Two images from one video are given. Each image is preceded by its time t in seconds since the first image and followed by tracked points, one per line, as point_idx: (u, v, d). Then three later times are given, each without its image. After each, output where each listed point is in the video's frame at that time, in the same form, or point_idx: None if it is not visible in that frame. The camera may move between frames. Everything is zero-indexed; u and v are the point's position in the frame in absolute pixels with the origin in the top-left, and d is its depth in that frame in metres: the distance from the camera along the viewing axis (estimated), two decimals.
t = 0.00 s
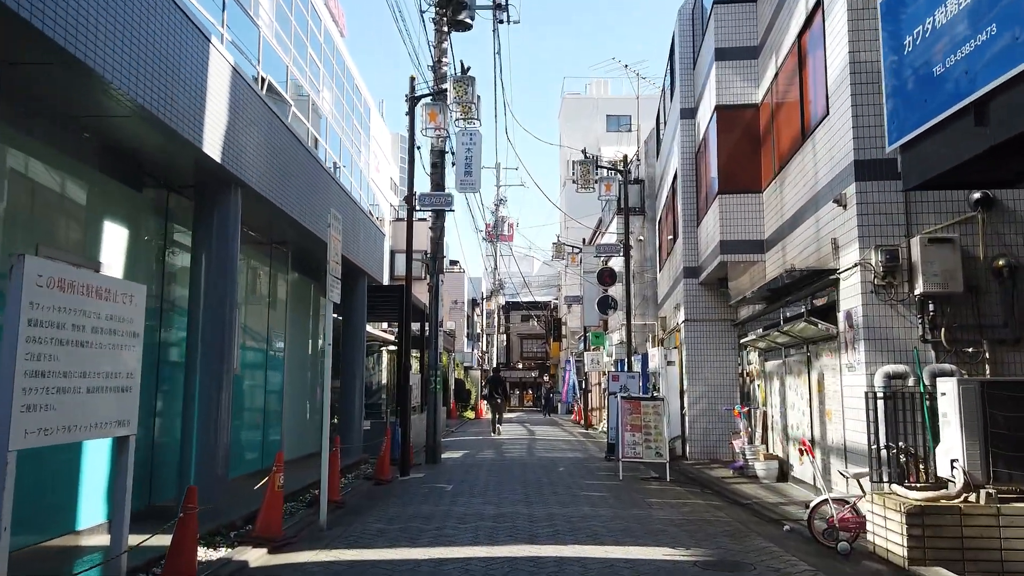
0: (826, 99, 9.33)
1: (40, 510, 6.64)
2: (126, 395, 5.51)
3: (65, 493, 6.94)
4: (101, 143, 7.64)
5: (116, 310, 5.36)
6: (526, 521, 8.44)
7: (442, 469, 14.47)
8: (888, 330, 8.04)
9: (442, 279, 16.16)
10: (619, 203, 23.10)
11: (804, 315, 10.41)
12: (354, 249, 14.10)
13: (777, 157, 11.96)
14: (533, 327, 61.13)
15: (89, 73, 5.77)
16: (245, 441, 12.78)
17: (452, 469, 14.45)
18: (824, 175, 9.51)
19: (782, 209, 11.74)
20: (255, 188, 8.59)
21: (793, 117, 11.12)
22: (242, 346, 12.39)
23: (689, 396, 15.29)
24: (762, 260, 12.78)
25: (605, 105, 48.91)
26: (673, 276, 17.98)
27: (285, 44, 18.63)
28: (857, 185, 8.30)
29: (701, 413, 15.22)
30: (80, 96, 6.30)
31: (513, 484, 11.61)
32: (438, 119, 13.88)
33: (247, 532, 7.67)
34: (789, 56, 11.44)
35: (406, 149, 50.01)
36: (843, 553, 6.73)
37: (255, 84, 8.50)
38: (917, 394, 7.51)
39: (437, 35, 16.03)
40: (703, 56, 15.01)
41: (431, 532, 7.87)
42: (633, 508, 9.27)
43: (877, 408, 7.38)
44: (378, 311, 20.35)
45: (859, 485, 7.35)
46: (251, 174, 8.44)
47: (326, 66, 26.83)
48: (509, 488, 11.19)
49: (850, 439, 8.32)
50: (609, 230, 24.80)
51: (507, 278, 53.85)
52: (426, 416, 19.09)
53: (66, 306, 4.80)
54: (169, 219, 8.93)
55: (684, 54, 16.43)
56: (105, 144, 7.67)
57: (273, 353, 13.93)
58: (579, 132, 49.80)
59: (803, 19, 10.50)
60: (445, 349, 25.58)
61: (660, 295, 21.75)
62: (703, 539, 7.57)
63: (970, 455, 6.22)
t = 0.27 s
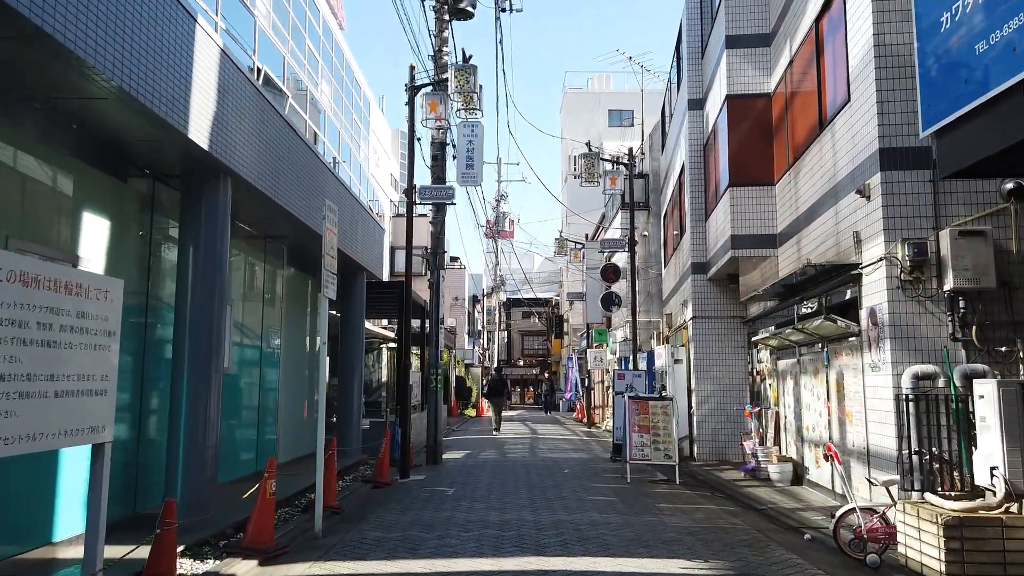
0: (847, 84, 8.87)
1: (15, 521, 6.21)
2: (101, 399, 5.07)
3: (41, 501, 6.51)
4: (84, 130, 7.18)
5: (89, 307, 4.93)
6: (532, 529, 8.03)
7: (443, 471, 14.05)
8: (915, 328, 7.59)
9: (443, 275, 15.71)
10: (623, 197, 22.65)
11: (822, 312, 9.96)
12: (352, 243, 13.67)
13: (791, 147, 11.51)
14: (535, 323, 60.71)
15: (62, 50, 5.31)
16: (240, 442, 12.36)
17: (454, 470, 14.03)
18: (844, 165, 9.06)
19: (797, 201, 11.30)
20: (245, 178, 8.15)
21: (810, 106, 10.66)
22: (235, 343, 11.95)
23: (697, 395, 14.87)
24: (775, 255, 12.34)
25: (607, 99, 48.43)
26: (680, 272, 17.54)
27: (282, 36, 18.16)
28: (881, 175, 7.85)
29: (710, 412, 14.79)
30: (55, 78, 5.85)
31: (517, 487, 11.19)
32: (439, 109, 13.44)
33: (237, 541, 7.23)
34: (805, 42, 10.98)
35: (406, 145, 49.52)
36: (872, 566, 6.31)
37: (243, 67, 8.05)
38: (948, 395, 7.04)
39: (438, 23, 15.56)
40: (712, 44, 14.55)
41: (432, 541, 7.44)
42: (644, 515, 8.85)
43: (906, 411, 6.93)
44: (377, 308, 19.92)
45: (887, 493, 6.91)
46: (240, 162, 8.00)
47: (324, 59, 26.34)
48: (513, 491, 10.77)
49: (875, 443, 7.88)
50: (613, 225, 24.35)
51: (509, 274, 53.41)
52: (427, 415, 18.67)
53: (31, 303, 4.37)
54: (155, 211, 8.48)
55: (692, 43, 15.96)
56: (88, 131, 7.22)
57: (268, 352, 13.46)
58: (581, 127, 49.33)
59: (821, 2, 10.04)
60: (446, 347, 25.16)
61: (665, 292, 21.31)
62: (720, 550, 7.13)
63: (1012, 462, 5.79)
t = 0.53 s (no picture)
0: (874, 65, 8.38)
1: None
2: (69, 398, 4.58)
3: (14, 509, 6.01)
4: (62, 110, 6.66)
5: (59, 296, 4.47)
6: (541, 536, 7.56)
7: (445, 472, 13.57)
8: (951, 323, 7.10)
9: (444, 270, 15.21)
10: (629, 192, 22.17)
11: (844, 306, 9.46)
12: (349, 236, 13.20)
13: (809, 135, 11.03)
14: (536, 322, 60.23)
15: (33, 17, 4.84)
16: (235, 443, 11.89)
17: (456, 472, 13.56)
18: (870, 150, 8.57)
19: (815, 191, 10.81)
20: (236, 162, 7.68)
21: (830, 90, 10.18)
22: (228, 340, 11.46)
23: (708, 395, 14.39)
24: (790, 248, 11.86)
25: (610, 96, 47.93)
26: (688, 268, 17.06)
27: (281, 26, 17.67)
28: (913, 159, 7.37)
29: (720, 412, 14.31)
30: (27, 49, 5.39)
31: (522, 490, 10.72)
32: (440, 97, 13.00)
33: (224, 551, 6.74)
34: (824, 25, 10.50)
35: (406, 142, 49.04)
36: None
37: (233, 43, 7.56)
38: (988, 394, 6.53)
39: (439, 10, 15.07)
40: (723, 31, 14.06)
41: (434, 550, 6.96)
42: (658, 520, 8.38)
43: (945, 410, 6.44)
44: (377, 305, 19.44)
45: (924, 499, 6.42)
46: (231, 145, 7.53)
47: (324, 52, 25.85)
48: (518, 495, 10.30)
49: (906, 445, 7.39)
50: (618, 221, 23.86)
51: (510, 272, 52.93)
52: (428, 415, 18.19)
53: None
54: (139, 198, 7.96)
55: (702, 31, 15.47)
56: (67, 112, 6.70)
57: (263, 349, 12.96)
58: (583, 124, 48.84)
59: None
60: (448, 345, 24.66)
61: (672, 289, 20.83)
62: (743, 560, 6.65)
63: None
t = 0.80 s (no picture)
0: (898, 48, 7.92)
1: None
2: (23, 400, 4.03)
3: None
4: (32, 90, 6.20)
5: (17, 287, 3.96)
6: (546, 546, 7.12)
7: (444, 475, 13.13)
8: (984, 319, 6.65)
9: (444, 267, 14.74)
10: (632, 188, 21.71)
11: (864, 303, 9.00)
12: (345, 231, 12.75)
13: (823, 125, 10.57)
14: (537, 322, 59.80)
15: None
16: (226, 446, 11.45)
17: (455, 475, 13.11)
18: (892, 137, 8.11)
19: (830, 183, 10.35)
20: (221, 149, 7.24)
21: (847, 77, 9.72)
22: (218, 338, 11.00)
23: (715, 395, 13.95)
24: (803, 242, 11.41)
25: (612, 94, 47.48)
26: (694, 265, 16.61)
27: (278, 20, 17.24)
28: (943, 145, 6.92)
29: (729, 414, 13.85)
30: None
31: (524, 495, 10.28)
32: (439, 86, 12.54)
33: (207, 562, 6.29)
34: (840, 9, 10.04)
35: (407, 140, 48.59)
36: None
37: (218, 23, 7.12)
38: None
39: None
40: (732, 20, 13.60)
41: (432, 562, 6.52)
42: (669, 528, 7.93)
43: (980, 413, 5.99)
44: (375, 304, 18.98)
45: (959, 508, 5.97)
46: (217, 131, 7.10)
47: (322, 47, 25.40)
48: (521, 501, 9.85)
49: (936, 449, 6.94)
50: (621, 218, 23.41)
51: (511, 272, 52.48)
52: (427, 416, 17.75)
53: None
54: (118, 186, 7.50)
55: (709, 20, 15.00)
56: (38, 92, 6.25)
57: (255, 348, 12.49)
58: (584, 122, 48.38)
59: None
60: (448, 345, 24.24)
61: (676, 287, 20.37)
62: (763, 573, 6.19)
63: None
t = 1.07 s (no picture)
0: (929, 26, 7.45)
1: None
2: None
3: None
4: None
5: None
6: (554, 558, 6.63)
7: (444, 479, 12.65)
8: None
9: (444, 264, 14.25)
10: (636, 184, 21.22)
11: (888, 299, 8.52)
12: (340, 224, 12.26)
13: (842, 113, 10.10)
14: (538, 322, 59.34)
15: None
16: (217, 448, 10.98)
17: (456, 479, 12.64)
18: (921, 122, 7.63)
19: (850, 173, 9.87)
20: (206, 132, 6.77)
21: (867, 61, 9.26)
22: (208, 335, 10.52)
23: (725, 396, 13.46)
24: (819, 237, 10.92)
25: (613, 91, 47.00)
26: (701, 262, 16.12)
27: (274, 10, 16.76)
28: (981, 128, 6.44)
29: (739, 415, 13.38)
30: None
31: (529, 501, 9.80)
32: (439, 74, 12.03)
33: None
34: None
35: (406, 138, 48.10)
36: None
37: None
38: None
39: None
40: (743, 7, 13.13)
41: None
42: (684, 539, 7.45)
43: None
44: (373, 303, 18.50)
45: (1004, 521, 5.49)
46: (201, 113, 6.63)
47: (320, 42, 24.92)
48: (525, 508, 9.36)
49: (973, 456, 6.46)
50: (625, 215, 22.92)
51: (511, 271, 52.01)
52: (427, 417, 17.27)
53: None
54: (94, 171, 7.01)
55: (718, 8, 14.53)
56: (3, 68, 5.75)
57: (247, 347, 12.00)
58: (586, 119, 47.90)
59: None
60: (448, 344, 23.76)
61: (682, 285, 19.88)
62: None
63: None
